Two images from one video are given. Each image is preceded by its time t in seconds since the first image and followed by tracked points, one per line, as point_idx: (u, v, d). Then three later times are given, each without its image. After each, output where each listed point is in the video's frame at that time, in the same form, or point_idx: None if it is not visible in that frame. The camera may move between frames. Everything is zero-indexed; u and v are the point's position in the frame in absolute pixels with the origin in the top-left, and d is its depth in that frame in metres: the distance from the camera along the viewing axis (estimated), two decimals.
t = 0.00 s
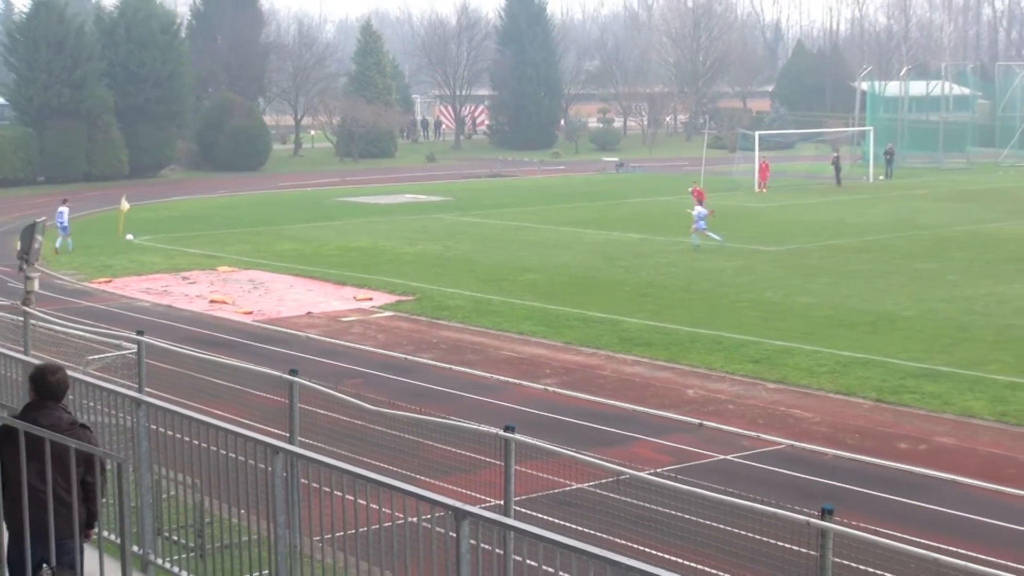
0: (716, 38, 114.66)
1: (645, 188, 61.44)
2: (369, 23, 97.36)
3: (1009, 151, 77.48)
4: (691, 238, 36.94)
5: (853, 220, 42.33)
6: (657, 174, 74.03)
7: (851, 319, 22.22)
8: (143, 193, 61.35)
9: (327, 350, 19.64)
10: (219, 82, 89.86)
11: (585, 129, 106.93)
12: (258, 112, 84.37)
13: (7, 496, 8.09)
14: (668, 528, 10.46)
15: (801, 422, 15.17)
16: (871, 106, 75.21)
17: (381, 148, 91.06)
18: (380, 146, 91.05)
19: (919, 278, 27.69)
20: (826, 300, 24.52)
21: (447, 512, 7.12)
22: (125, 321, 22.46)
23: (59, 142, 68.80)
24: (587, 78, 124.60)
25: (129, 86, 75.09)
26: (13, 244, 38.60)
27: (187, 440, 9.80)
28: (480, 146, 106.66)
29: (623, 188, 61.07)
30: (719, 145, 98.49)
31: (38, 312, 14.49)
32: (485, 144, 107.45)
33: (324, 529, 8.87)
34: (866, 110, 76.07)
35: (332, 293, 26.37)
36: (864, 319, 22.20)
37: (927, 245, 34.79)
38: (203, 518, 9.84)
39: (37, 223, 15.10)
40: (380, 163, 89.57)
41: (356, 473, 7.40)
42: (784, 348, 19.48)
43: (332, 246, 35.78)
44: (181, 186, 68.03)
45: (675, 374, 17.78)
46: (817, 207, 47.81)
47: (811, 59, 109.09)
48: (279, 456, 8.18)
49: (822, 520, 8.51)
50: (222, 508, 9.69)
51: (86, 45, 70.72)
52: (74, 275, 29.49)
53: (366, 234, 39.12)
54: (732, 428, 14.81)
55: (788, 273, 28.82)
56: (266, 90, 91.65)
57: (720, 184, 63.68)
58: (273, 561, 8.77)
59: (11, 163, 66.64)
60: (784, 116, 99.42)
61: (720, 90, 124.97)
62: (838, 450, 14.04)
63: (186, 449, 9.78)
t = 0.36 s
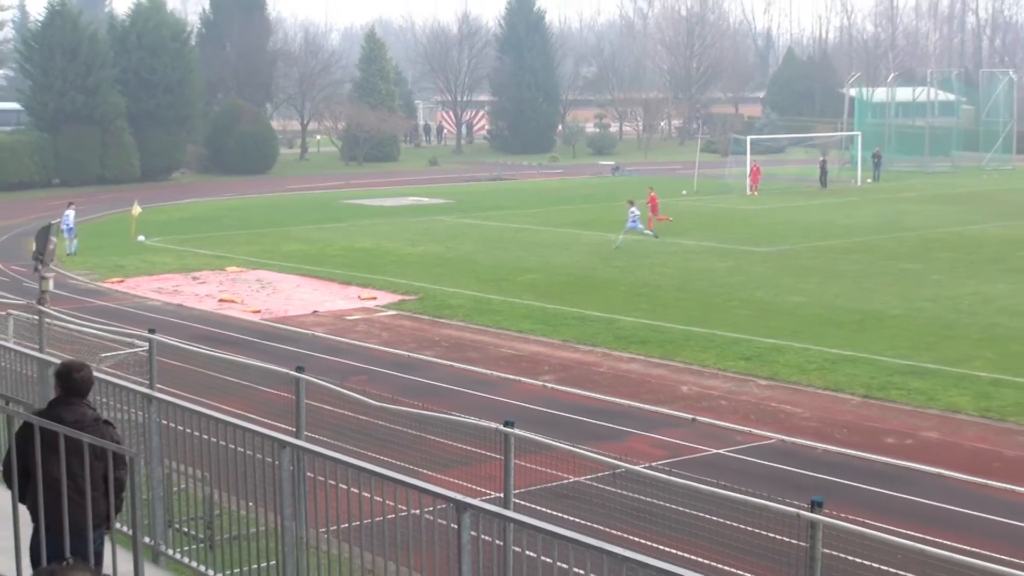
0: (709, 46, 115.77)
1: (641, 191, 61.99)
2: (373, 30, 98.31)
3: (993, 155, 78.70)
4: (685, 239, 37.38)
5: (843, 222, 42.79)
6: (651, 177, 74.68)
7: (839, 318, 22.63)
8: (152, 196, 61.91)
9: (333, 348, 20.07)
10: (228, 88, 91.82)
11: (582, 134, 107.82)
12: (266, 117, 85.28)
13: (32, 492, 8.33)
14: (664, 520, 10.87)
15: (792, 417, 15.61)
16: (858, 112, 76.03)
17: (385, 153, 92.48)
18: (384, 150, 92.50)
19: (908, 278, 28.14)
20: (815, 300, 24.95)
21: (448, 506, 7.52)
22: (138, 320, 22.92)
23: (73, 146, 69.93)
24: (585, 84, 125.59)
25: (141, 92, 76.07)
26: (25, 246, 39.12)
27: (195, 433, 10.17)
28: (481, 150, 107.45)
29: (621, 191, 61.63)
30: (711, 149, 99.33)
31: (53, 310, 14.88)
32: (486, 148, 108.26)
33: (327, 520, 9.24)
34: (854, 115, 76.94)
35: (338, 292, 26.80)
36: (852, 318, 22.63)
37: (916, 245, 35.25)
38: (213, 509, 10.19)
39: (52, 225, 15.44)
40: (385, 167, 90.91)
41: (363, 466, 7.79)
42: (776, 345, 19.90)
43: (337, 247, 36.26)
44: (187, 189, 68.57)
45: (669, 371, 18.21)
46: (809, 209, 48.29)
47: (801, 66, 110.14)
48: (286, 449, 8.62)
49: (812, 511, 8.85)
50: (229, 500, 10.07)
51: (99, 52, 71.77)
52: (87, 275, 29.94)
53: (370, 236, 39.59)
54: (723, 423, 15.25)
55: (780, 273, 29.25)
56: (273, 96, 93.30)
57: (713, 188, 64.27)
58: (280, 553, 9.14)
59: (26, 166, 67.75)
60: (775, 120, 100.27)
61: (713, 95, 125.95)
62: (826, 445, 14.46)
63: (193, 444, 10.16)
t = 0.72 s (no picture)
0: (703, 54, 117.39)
1: (638, 193, 62.69)
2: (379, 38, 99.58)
3: (976, 158, 79.77)
4: (681, 240, 37.89)
5: (833, 223, 43.38)
6: (648, 180, 75.47)
7: (829, 316, 23.09)
8: (162, 198, 62.66)
9: (339, 345, 20.55)
10: (238, 95, 93.01)
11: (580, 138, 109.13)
12: (275, 123, 87.12)
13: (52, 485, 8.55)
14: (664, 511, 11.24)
15: (783, 412, 16.07)
16: (848, 116, 76.09)
17: (391, 157, 93.90)
18: (389, 154, 93.87)
19: (898, 277, 28.64)
20: (807, 298, 25.41)
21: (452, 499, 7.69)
22: (150, 318, 23.40)
23: (89, 150, 71.67)
24: (583, 91, 126.99)
25: (155, 98, 77.84)
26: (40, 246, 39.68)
27: (206, 427, 10.45)
28: (482, 154, 108.56)
29: (620, 193, 62.42)
30: (705, 154, 100.54)
31: (69, 309, 15.30)
32: (488, 152, 109.61)
33: (336, 513, 9.37)
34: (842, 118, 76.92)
35: (344, 291, 27.29)
36: (840, 316, 23.11)
37: (906, 246, 35.79)
38: (223, 501, 10.46)
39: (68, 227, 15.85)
40: (390, 170, 92.26)
41: (369, 459, 7.93)
42: (768, 343, 20.36)
43: (343, 247, 36.82)
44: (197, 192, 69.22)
45: (665, 367, 18.68)
46: (802, 212, 48.90)
47: (790, 72, 111.90)
48: (295, 444, 8.71)
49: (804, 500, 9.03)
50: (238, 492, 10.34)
51: (114, 59, 73.73)
52: (101, 275, 30.45)
53: (374, 236, 40.12)
54: (717, 418, 15.71)
55: (773, 273, 29.75)
56: (282, 101, 94.86)
57: (708, 191, 64.91)
58: (287, 543, 9.30)
59: (44, 169, 69.38)
60: (767, 125, 101.44)
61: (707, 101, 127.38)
62: (817, 439, 14.93)
63: (203, 437, 10.44)
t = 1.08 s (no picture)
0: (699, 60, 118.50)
1: (636, 195, 63.25)
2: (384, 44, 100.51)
3: (964, 162, 80.89)
4: (678, 241, 38.34)
5: (825, 225, 43.84)
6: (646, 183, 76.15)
7: (820, 315, 23.53)
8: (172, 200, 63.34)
9: (346, 343, 20.99)
10: (247, 100, 94.37)
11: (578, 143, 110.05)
12: (284, 128, 88.63)
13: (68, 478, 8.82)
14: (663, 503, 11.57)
15: (776, 408, 16.52)
16: (839, 120, 78.18)
17: (395, 160, 94.80)
18: (394, 158, 94.80)
19: (888, 277, 29.09)
20: (799, 298, 25.84)
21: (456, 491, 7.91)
22: (162, 316, 23.84)
23: (102, 154, 73.74)
24: (582, 96, 128.06)
25: (166, 104, 80.28)
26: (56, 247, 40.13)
27: (216, 423, 10.71)
28: (483, 157, 109.15)
29: (620, 196, 63.01)
30: (700, 157, 101.33)
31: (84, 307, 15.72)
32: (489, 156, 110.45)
33: (343, 504, 9.57)
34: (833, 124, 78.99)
35: (349, 291, 27.73)
36: (831, 315, 23.55)
37: (897, 247, 36.24)
38: (234, 494, 10.71)
39: (83, 228, 16.28)
40: (394, 173, 93.18)
41: (375, 455, 8.12)
42: (761, 341, 20.81)
43: (349, 248, 37.30)
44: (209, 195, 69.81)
45: (661, 365, 19.14)
46: (796, 213, 49.36)
47: (784, 78, 113.03)
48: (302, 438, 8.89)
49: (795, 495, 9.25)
50: (247, 485, 10.59)
51: (127, 66, 76.08)
52: (114, 274, 30.90)
53: (379, 237, 40.60)
54: (712, 413, 16.15)
55: (767, 272, 30.19)
56: (290, 106, 96.00)
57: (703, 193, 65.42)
58: (296, 535, 9.50)
59: (59, 171, 71.26)
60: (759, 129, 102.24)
61: (702, 107, 128.41)
62: (809, 434, 15.36)
63: (215, 432, 10.67)
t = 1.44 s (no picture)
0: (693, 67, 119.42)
1: (633, 198, 63.84)
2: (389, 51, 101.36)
3: (950, 165, 81.80)
4: (675, 242, 38.86)
5: (816, 226, 44.42)
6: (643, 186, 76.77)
7: (811, 313, 24.06)
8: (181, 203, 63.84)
9: (352, 340, 21.49)
10: (257, 105, 95.40)
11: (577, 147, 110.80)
12: (293, 133, 89.38)
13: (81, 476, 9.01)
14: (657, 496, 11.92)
15: (768, 403, 17.02)
16: (829, 126, 78.20)
17: (400, 165, 95.58)
18: (399, 162, 95.58)
19: (877, 277, 29.62)
20: (792, 297, 26.35)
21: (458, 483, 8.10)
22: (174, 315, 24.35)
23: (116, 159, 74.47)
24: (580, 102, 128.87)
25: (179, 110, 81.03)
26: (70, 249, 40.69)
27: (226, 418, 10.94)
28: (484, 161, 109.74)
29: (616, 198, 63.63)
30: (695, 161, 102.02)
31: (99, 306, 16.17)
32: (490, 160, 111.18)
33: (350, 497, 9.74)
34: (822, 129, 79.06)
35: (356, 290, 28.25)
36: (821, 313, 24.07)
37: (887, 247, 36.79)
38: (243, 487, 10.93)
39: (97, 230, 16.75)
40: (398, 177, 93.90)
41: (381, 449, 8.26)
42: (754, 338, 21.32)
43: (352, 249, 37.84)
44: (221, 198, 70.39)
45: (657, 361, 19.66)
46: (790, 215, 49.92)
47: (777, 83, 114.40)
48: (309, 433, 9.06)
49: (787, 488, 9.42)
50: (256, 478, 10.79)
51: (141, 73, 76.88)
52: (127, 275, 31.43)
53: (384, 239, 41.13)
54: (706, 409, 16.65)
55: (761, 272, 30.70)
56: (299, 111, 96.84)
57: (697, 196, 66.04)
58: (303, 527, 9.64)
59: (75, 175, 71.99)
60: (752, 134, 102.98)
61: (696, 112, 129.27)
62: (800, 429, 15.86)
63: (224, 427, 10.86)
